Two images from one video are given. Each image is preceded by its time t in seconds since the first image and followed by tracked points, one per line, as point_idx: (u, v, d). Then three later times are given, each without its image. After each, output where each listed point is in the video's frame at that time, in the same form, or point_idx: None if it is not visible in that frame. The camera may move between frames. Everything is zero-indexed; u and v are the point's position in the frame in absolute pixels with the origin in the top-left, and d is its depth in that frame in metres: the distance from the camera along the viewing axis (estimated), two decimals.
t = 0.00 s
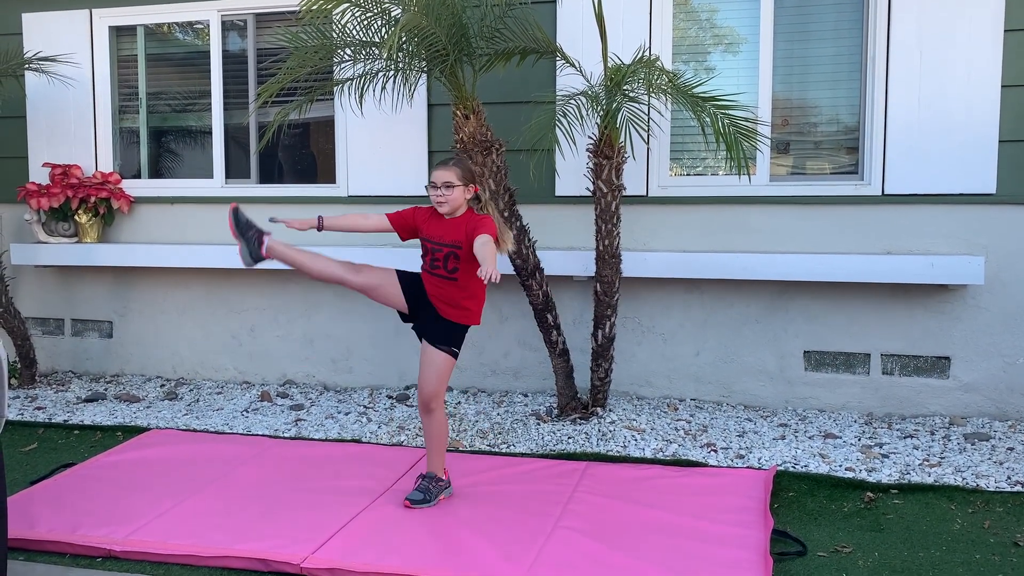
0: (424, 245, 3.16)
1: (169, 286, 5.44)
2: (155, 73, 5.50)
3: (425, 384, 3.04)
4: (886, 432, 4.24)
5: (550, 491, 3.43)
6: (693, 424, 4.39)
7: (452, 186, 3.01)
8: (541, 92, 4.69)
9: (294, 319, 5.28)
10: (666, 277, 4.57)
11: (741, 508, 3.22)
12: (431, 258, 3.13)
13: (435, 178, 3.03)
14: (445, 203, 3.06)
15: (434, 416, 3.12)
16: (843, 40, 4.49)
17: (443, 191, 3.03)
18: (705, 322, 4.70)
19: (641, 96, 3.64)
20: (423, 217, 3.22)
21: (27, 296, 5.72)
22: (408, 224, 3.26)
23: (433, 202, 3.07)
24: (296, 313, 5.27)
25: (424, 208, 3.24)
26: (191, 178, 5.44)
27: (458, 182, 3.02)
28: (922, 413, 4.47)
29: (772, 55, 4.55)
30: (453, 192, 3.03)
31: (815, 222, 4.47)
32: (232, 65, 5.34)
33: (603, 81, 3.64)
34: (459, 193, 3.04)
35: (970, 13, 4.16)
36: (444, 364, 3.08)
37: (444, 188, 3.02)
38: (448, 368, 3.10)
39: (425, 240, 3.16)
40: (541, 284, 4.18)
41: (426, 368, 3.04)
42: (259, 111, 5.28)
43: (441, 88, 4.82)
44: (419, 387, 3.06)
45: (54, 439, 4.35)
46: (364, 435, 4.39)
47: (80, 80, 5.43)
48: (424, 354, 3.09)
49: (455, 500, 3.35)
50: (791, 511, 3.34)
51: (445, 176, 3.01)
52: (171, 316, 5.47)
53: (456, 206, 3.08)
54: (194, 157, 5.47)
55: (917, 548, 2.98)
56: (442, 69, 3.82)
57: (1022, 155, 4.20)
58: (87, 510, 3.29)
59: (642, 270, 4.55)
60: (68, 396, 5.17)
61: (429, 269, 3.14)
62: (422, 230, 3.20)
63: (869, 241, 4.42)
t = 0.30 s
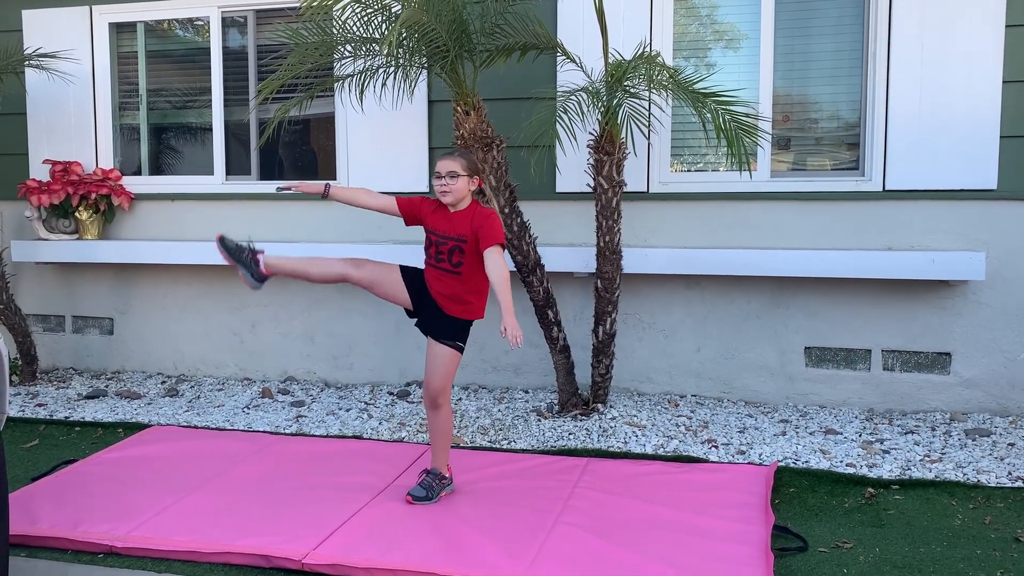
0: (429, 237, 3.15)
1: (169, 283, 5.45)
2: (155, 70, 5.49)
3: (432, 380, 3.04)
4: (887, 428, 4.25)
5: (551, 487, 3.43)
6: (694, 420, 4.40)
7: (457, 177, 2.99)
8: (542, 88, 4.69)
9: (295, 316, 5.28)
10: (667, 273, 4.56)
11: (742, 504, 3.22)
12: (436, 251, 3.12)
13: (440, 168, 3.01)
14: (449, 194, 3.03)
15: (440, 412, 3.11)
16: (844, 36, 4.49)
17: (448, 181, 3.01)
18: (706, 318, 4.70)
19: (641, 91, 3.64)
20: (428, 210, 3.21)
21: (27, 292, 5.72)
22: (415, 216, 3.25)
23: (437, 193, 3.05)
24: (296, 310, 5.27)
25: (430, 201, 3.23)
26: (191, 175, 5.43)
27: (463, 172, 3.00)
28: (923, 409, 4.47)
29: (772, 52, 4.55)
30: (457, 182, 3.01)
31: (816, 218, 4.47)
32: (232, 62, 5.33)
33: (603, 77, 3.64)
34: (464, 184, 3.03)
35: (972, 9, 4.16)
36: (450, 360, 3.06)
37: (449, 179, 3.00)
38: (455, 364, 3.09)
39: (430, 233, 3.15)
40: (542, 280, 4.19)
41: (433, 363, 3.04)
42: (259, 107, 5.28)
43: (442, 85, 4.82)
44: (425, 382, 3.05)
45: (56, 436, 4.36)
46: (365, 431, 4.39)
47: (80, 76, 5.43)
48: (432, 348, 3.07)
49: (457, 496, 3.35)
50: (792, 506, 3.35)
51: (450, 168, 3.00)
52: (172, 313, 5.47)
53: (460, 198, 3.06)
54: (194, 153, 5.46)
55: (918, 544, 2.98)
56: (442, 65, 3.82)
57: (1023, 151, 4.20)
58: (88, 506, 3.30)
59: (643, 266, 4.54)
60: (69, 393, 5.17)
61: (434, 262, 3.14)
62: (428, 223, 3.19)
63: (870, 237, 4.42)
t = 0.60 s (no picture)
0: (435, 234, 3.15)
1: (170, 280, 5.45)
2: (155, 68, 5.49)
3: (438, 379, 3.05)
4: (887, 426, 4.25)
5: (552, 484, 3.43)
6: (695, 418, 4.40)
7: (471, 176, 3.01)
8: (542, 86, 4.69)
9: (296, 314, 5.28)
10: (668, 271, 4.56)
11: (743, 502, 3.22)
12: (441, 247, 3.11)
13: (454, 166, 3.03)
14: (462, 192, 3.05)
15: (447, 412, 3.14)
16: (845, 33, 4.48)
17: (462, 179, 3.03)
18: (707, 315, 4.70)
19: (642, 89, 3.63)
20: (436, 207, 3.21)
21: (28, 290, 5.72)
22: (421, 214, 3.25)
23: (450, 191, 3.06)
24: (297, 307, 5.27)
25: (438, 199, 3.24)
26: (191, 172, 5.43)
27: (477, 171, 3.03)
28: (924, 407, 4.47)
29: (772, 50, 4.54)
30: (471, 181, 3.03)
31: (817, 216, 4.47)
32: (232, 60, 5.33)
33: (604, 75, 3.64)
34: (477, 184, 3.05)
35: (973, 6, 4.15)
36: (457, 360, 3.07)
37: (462, 177, 3.02)
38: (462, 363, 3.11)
39: (437, 229, 3.15)
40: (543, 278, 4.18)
41: (439, 363, 3.05)
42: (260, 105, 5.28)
43: (442, 83, 4.82)
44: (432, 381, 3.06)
45: (56, 434, 4.36)
46: (366, 429, 4.39)
47: (81, 74, 5.42)
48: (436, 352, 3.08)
49: (458, 494, 3.35)
50: (792, 504, 3.34)
51: (465, 166, 3.02)
52: (172, 311, 5.48)
53: (472, 198, 3.08)
54: (194, 151, 5.46)
55: (918, 542, 2.98)
56: (443, 62, 3.82)
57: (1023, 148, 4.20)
58: (89, 504, 3.30)
59: (643, 264, 4.54)
60: (69, 391, 5.17)
61: (439, 259, 3.12)
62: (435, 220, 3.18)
63: (871, 235, 4.41)
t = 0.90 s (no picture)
0: (434, 240, 3.15)
1: (170, 280, 5.45)
2: (155, 67, 5.49)
3: (446, 376, 3.07)
4: (887, 425, 4.24)
5: (553, 484, 3.43)
6: (695, 418, 4.40)
7: (473, 176, 3.01)
8: (542, 86, 4.68)
9: (296, 313, 5.28)
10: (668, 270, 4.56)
11: (743, 501, 3.22)
12: (442, 253, 3.10)
13: (455, 168, 3.02)
14: (463, 194, 3.05)
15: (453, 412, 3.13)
16: (845, 32, 4.48)
17: (463, 181, 3.03)
18: (707, 315, 4.70)
19: (642, 89, 3.63)
20: (434, 213, 3.22)
21: (28, 289, 5.72)
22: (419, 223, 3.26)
23: (451, 193, 3.05)
24: (298, 307, 5.27)
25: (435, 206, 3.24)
26: (191, 171, 5.43)
27: (478, 172, 3.03)
28: (924, 407, 4.47)
29: (773, 49, 4.54)
30: (473, 182, 3.03)
31: (817, 215, 4.47)
32: (232, 59, 5.33)
33: (604, 74, 3.64)
34: (478, 185, 3.05)
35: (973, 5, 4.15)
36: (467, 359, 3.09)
37: (463, 178, 3.02)
38: (475, 363, 3.13)
39: (436, 235, 3.15)
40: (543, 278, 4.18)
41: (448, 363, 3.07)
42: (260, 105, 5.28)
43: (443, 82, 4.82)
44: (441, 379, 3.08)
45: (56, 433, 4.36)
46: (366, 428, 4.39)
47: (81, 73, 5.42)
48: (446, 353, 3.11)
49: (458, 493, 3.35)
50: (792, 504, 3.35)
51: (465, 167, 3.01)
52: (173, 310, 5.48)
53: (474, 199, 3.08)
54: (194, 151, 5.46)
55: (918, 542, 2.98)
56: (444, 62, 3.81)
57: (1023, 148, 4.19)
58: (89, 503, 3.30)
59: (644, 263, 4.54)
60: (70, 390, 5.17)
61: (441, 265, 3.11)
62: (434, 227, 3.18)
63: (871, 235, 4.41)
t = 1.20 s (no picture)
0: (433, 242, 3.14)
1: (172, 279, 5.45)
2: (157, 67, 5.50)
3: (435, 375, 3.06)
4: (889, 426, 4.24)
5: (555, 484, 3.43)
6: (696, 418, 4.40)
7: (473, 177, 3.02)
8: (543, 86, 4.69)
9: (298, 313, 5.28)
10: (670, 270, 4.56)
11: (745, 502, 3.22)
12: (441, 254, 3.10)
13: (455, 169, 3.02)
14: (463, 195, 3.05)
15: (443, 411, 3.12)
16: (847, 32, 4.48)
17: (462, 181, 3.03)
18: (708, 315, 4.70)
19: (644, 90, 3.62)
20: (432, 215, 3.22)
21: (30, 289, 5.72)
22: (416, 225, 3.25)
23: (450, 195, 3.05)
24: (299, 307, 5.27)
25: (432, 208, 3.23)
26: (193, 171, 5.43)
27: (478, 173, 3.03)
28: (926, 408, 4.47)
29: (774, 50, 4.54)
30: (473, 184, 3.03)
31: (819, 216, 4.47)
32: (234, 59, 5.33)
33: (606, 75, 3.63)
34: (478, 186, 3.05)
35: (974, 6, 4.15)
36: (460, 359, 3.09)
37: (462, 180, 3.02)
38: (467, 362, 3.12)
39: (434, 237, 3.14)
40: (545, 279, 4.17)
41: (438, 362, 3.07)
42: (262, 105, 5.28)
43: (444, 82, 4.82)
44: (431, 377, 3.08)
45: (58, 432, 4.36)
46: (367, 428, 4.39)
47: (84, 73, 5.43)
48: (437, 353, 3.12)
49: (459, 493, 3.35)
50: (794, 504, 3.35)
51: (464, 168, 3.01)
52: (175, 310, 5.48)
53: (473, 200, 3.08)
54: (196, 151, 5.47)
55: (920, 542, 2.98)
56: (446, 62, 3.81)
57: None
58: (91, 503, 3.30)
59: (645, 264, 4.54)
60: (72, 389, 5.18)
61: (439, 266, 3.11)
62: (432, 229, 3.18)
63: (872, 236, 4.41)
